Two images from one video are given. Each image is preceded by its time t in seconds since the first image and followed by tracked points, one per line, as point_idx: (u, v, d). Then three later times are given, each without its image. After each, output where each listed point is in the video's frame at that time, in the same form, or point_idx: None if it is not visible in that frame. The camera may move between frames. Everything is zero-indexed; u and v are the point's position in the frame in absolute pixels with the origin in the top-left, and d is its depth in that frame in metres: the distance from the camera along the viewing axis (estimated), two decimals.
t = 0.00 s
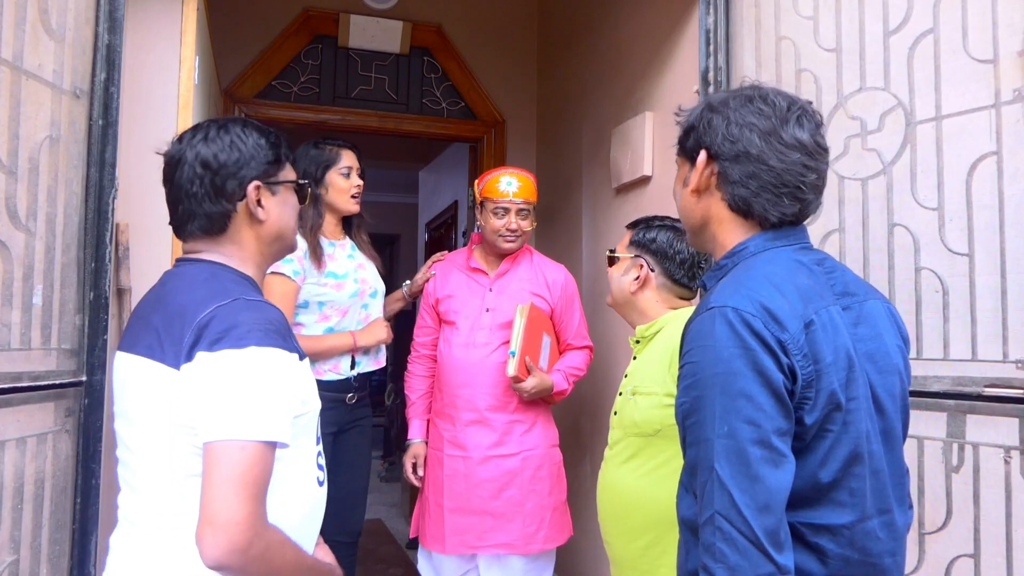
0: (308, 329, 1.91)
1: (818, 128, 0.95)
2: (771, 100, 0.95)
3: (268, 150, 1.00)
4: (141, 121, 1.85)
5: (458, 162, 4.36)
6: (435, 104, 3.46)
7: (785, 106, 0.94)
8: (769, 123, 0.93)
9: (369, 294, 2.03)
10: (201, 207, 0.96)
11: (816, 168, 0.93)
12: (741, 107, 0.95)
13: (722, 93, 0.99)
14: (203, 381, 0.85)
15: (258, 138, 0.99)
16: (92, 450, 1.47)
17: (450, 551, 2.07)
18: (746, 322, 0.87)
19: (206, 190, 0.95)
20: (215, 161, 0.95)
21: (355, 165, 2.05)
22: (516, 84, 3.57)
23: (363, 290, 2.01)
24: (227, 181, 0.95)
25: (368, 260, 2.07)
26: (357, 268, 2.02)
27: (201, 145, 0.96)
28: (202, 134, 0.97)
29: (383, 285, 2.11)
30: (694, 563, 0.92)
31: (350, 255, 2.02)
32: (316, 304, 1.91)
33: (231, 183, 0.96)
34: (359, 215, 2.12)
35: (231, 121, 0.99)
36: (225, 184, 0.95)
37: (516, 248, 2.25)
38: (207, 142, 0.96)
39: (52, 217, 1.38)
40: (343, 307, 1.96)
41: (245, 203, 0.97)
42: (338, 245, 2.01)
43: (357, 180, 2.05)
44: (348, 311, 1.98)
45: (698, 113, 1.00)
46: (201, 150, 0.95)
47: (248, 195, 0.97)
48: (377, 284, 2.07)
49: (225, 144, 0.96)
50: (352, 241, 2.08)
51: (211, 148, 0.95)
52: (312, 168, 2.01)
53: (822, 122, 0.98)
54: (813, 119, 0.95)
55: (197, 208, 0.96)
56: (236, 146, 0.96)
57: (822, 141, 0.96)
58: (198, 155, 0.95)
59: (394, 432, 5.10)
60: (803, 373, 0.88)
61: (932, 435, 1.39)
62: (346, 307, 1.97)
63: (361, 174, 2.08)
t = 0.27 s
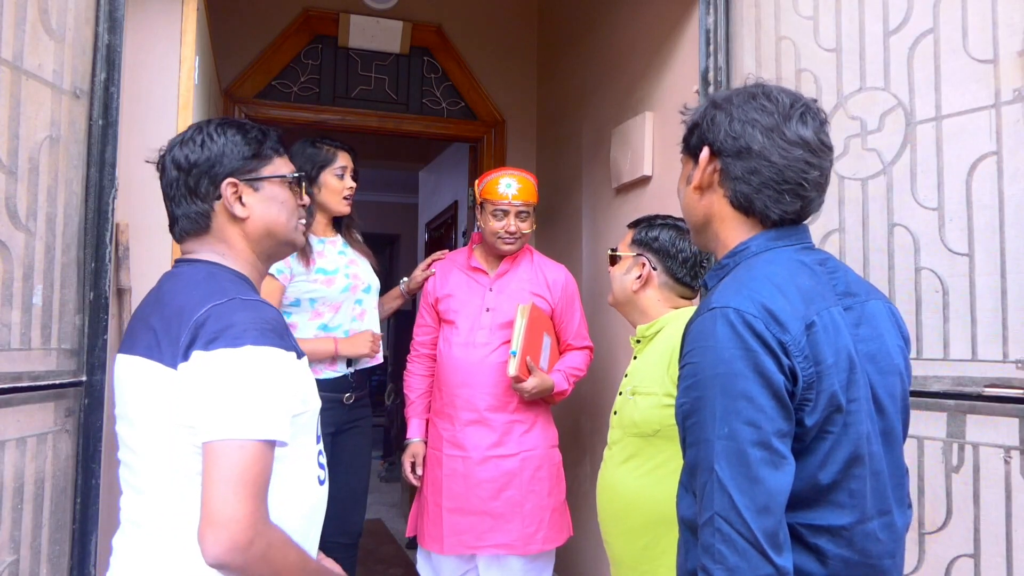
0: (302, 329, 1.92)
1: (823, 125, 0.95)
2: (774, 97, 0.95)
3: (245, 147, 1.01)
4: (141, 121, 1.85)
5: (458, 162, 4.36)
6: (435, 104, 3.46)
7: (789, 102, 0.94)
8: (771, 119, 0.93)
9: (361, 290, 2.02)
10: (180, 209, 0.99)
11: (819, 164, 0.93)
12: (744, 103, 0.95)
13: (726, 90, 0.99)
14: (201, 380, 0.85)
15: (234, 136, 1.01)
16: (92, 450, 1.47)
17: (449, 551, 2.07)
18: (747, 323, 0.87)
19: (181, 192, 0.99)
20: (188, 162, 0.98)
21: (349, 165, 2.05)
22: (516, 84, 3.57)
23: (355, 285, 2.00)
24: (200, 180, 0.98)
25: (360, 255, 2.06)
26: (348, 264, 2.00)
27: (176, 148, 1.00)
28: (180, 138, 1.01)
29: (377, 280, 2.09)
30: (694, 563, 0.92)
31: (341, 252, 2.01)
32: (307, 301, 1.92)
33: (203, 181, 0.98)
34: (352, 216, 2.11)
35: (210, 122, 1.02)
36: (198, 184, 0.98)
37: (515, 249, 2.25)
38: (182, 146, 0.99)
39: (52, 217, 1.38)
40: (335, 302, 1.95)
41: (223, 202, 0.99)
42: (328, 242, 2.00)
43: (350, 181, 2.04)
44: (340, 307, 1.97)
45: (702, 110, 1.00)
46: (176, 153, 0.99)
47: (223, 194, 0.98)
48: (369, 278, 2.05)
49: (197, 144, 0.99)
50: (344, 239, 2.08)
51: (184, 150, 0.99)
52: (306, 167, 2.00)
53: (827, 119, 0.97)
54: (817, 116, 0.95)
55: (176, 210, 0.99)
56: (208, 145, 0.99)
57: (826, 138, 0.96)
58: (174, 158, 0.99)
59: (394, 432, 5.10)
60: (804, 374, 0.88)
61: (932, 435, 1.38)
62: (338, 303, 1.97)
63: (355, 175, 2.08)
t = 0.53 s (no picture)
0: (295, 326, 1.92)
1: (825, 123, 0.95)
2: (776, 95, 0.95)
3: (256, 149, 1.00)
4: (141, 121, 1.85)
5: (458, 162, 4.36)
6: (435, 104, 3.46)
7: (791, 100, 0.94)
8: (774, 117, 0.93)
9: (356, 290, 2.03)
10: (190, 210, 0.98)
11: (821, 162, 0.93)
12: (747, 102, 0.95)
13: (728, 89, 0.99)
14: (201, 382, 0.85)
15: (246, 138, 1.00)
16: (92, 450, 1.47)
17: (448, 551, 2.07)
18: (747, 323, 0.87)
19: (192, 193, 0.98)
20: (199, 164, 0.97)
21: (342, 167, 2.03)
22: (516, 84, 3.57)
23: (349, 286, 2.01)
24: (212, 183, 0.98)
25: (354, 256, 2.08)
26: (342, 265, 2.02)
27: (187, 148, 0.98)
28: (189, 138, 1.00)
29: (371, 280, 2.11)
30: (693, 563, 0.92)
31: (335, 252, 2.03)
32: (301, 302, 1.93)
33: (216, 185, 0.98)
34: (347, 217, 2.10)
35: (219, 122, 1.01)
36: (210, 186, 0.97)
37: (513, 244, 2.24)
38: (193, 146, 0.98)
39: (52, 217, 1.38)
40: (329, 302, 1.97)
41: (234, 205, 0.99)
42: (323, 243, 2.02)
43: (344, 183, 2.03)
44: (334, 307, 1.98)
45: (704, 108, 1.00)
46: (186, 154, 0.98)
47: (235, 196, 0.98)
48: (364, 280, 2.07)
49: (209, 146, 0.98)
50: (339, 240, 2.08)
51: (196, 151, 0.98)
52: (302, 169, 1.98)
53: (829, 118, 0.98)
54: (819, 114, 0.95)
55: (186, 210, 0.98)
56: (220, 148, 0.98)
57: (828, 136, 0.96)
58: (184, 159, 0.98)
59: (394, 432, 5.10)
60: (804, 375, 0.88)
61: (932, 435, 1.38)
62: (332, 303, 1.98)
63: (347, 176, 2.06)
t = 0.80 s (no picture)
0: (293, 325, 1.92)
1: (825, 122, 0.95)
2: (776, 94, 0.95)
3: (280, 153, 0.99)
4: (141, 121, 1.85)
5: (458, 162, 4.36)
6: (435, 104, 3.46)
7: (791, 100, 0.94)
8: (774, 116, 0.93)
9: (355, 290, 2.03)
10: (214, 213, 0.96)
11: (821, 161, 0.93)
12: (747, 101, 0.95)
13: (728, 89, 0.99)
14: (204, 383, 0.85)
15: (270, 142, 0.99)
16: (92, 450, 1.47)
17: (447, 551, 2.07)
18: (748, 323, 0.87)
19: (219, 196, 0.95)
20: (229, 167, 0.95)
21: (339, 167, 2.03)
22: (516, 84, 3.57)
23: (347, 286, 2.02)
24: (241, 186, 0.95)
25: (353, 257, 2.08)
26: (341, 266, 2.03)
27: (213, 149, 0.95)
28: (213, 139, 0.96)
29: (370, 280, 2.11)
30: (693, 563, 0.93)
31: (334, 253, 2.03)
32: (300, 302, 1.94)
33: (245, 188, 0.95)
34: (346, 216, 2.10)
35: (240, 124, 0.98)
36: (239, 191, 0.95)
37: (510, 244, 2.24)
38: (221, 148, 0.95)
39: (52, 217, 1.38)
40: (327, 303, 1.97)
41: (257, 209, 0.98)
42: (321, 243, 2.02)
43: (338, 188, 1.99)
44: (332, 307, 1.98)
45: (704, 108, 1.00)
46: (213, 155, 0.94)
47: (261, 201, 0.97)
48: (362, 280, 2.07)
49: (238, 149, 0.95)
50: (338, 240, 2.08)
51: (224, 153, 0.95)
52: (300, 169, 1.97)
53: (829, 117, 0.98)
54: (819, 113, 0.95)
55: (210, 214, 0.96)
56: (249, 151, 0.96)
57: (828, 136, 0.96)
58: (210, 160, 0.94)
59: (394, 432, 5.10)
60: (804, 376, 0.88)
61: (932, 435, 1.38)
62: (331, 303, 1.98)
63: (344, 176, 2.05)
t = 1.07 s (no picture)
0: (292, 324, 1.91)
1: (825, 122, 0.95)
2: (775, 94, 0.95)
3: (303, 161, 1.00)
4: (141, 121, 1.85)
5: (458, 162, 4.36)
6: (435, 104, 3.46)
7: (791, 100, 0.94)
8: (773, 116, 0.93)
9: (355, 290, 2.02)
10: (240, 218, 0.95)
11: (821, 161, 0.93)
12: (746, 101, 0.95)
13: (727, 89, 0.99)
14: (214, 382, 0.85)
15: (294, 148, 0.99)
16: (92, 450, 1.47)
17: (446, 551, 2.07)
18: (749, 323, 0.87)
19: (247, 202, 0.95)
20: (260, 173, 0.94)
21: (338, 164, 2.03)
22: (517, 84, 3.57)
23: (347, 286, 2.01)
24: (269, 194, 0.95)
25: (355, 257, 2.08)
26: (341, 265, 2.02)
27: (243, 154, 0.94)
28: (241, 143, 0.95)
29: (371, 280, 2.10)
30: (694, 563, 0.93)
31: (335, 253, 2.03)
32: (300, 301, 1.94)
33: (272, 196, 0.96)
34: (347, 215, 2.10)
35: (265, 129, 0.98)
36: (267, 197, 0.95)
37: (512, 242, 2.24)
38: (253, 153, 0.94)
39: (52, 217, 1.38)
40: (326, 302, 1.97)
41: (280, 215, 0.98)
42: (322, 243, 2.02)
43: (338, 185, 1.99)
44: (332, 307, 1.97)
45: (703, 108, 1.00)
46: (244, 161, 0.94)
47: (285, 207, 0.98)
48: (364, 280, 2.06)
49: (268, 156, 0.95)
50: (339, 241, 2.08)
51: (255, 159, 0.94)
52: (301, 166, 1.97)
53: (829, 117, 0.98)
54: (818, 113, 0.95)
55: (235, 219, 0.95)
56: (278, 158, 0.96)
57: (828, 136, 0.96)
58: (240, 165, 0.94)
59: (394, 432, 5.10)
60: (805, 376, 0.88)
61: (932, 435, 1.38)
62: (330, 303, 1.97)
63: (345, 172, 2.05)
